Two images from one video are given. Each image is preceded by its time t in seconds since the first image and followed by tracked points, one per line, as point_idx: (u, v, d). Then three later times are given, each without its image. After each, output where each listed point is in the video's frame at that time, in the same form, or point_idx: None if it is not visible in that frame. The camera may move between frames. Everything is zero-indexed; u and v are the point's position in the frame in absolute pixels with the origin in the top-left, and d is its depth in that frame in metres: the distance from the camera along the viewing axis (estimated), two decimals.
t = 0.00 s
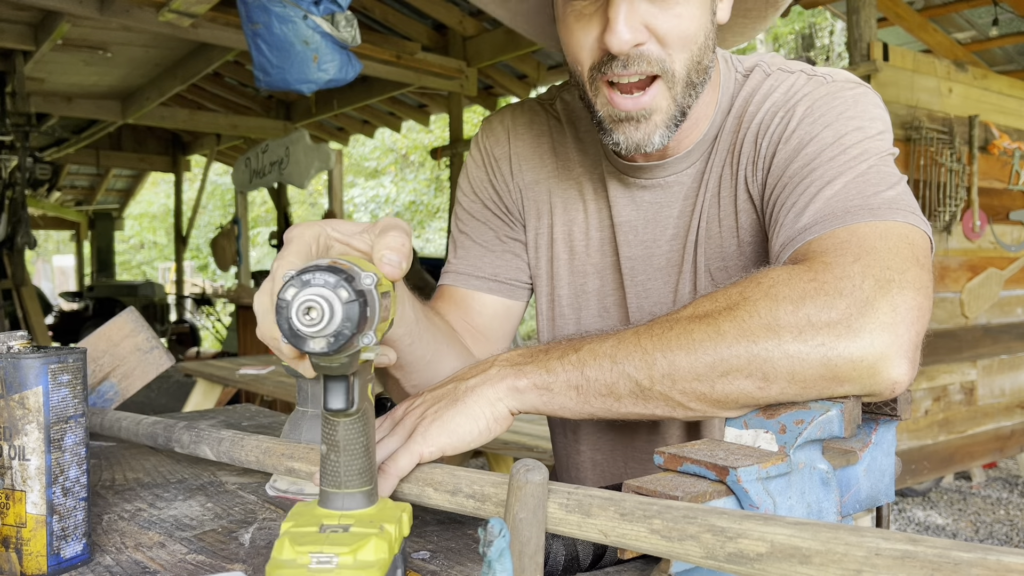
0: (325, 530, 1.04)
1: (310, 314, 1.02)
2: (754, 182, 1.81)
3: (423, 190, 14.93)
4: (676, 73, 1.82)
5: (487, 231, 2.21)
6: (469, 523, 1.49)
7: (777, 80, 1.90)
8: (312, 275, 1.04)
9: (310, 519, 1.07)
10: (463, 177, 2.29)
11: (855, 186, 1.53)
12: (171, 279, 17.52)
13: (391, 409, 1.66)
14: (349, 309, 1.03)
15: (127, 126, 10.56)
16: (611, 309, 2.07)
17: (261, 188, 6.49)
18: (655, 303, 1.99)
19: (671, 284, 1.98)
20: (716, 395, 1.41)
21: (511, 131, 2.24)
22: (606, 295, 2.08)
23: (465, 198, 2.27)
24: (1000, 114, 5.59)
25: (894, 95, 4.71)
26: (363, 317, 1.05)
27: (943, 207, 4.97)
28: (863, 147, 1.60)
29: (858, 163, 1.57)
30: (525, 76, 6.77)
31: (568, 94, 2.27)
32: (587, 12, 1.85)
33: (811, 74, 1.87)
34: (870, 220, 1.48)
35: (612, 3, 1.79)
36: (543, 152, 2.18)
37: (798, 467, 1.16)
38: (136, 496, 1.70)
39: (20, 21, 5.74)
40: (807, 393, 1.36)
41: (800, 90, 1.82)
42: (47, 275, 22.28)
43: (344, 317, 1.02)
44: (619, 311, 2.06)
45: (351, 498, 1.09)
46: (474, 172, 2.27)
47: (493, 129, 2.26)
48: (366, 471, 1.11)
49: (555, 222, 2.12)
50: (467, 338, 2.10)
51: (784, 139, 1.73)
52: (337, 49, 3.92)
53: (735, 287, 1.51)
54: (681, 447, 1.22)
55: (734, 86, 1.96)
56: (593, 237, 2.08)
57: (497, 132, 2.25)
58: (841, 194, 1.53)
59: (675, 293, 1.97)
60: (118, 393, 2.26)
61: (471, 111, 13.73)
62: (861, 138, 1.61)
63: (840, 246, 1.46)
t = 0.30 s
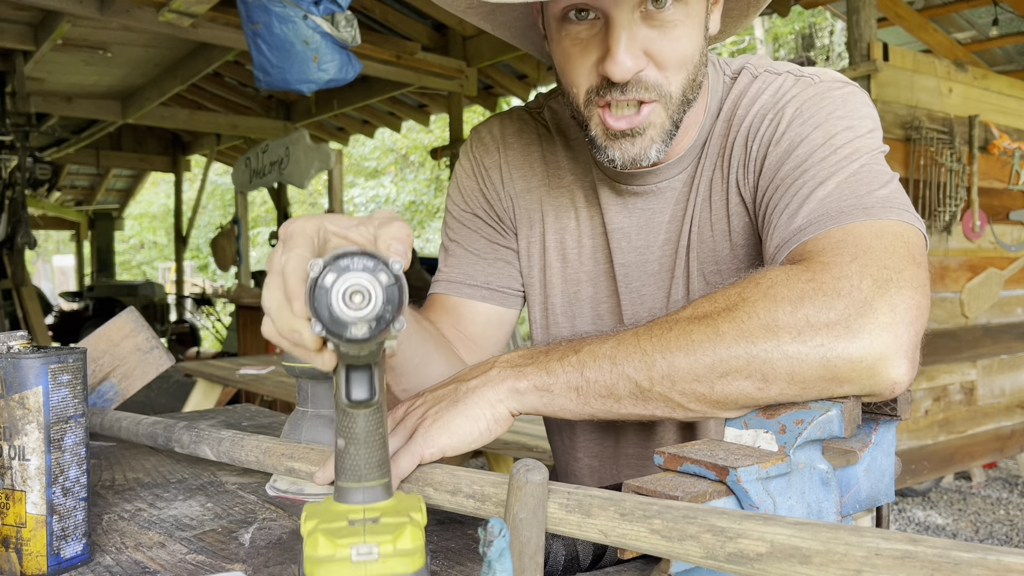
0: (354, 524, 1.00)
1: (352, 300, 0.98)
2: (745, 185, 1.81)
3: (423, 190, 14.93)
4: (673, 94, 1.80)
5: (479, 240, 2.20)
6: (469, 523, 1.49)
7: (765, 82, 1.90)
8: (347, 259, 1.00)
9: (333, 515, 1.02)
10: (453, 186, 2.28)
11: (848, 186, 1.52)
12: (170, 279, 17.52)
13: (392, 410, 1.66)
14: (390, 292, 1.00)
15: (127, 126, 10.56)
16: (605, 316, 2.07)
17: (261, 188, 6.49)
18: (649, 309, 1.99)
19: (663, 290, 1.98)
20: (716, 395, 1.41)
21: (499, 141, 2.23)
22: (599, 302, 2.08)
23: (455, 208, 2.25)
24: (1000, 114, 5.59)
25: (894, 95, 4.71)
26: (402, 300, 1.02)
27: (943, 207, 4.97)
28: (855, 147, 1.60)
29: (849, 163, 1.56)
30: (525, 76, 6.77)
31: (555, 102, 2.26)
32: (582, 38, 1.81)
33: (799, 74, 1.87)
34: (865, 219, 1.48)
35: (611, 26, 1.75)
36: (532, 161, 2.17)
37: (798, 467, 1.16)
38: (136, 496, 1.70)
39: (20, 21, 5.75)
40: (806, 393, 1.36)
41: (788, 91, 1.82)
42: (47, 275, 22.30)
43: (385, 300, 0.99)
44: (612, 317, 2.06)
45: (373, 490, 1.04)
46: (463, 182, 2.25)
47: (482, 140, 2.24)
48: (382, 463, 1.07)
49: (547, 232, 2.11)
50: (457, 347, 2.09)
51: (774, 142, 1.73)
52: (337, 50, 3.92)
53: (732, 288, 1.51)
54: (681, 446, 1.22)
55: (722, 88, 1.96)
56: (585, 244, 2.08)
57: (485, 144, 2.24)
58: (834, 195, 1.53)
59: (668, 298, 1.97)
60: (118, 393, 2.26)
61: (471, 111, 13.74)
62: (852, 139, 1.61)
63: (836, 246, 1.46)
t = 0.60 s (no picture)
0: (328, 543, 1.09)
1: (366, 325, 1.02)
2: (748, 186, 1.81)
3: (423, 190, 14.93)
4: (662, 111, 1.76)
5: (476, 235, 2.18)
6: (469, 524, 1.50)
7: (768, 84, 1.90)
8: (358, 284, 1.03)
9: (304, 537, 1.11)
10: (452, 181, 2.27)
11: (851, 186, 1.52)
12: (170, 279, 17.51)
13: (390, 410, 1.66)
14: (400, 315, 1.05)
15: (127, 126, 10.56)
16: (604, 315, 2.07)
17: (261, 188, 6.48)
18: (650, 308, 1.99)
19: (665, 289, 1.98)
20: (716, 395, 1.41)
21: (500, 139, 2.23)
22: (599, 301, 2.08)
23: (452, 205, 2.24)
24: (1000, 114, 5.59)
25: (894, 95, 4.72)
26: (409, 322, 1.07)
27: (943, 207, 4.97)
28: (858, 148, 1.60)
29: (852, 163, 1.56)
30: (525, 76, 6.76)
31: (557, 100, 2.25)
32: (572, 54, 1.74)
33: (802, 77, 1.87)
34: (867, 220, 1.48)
35: (597, 49, 1.68)
36: (533, 158, 2.17)
37: (798, 467, 1.16)
38: (136, 496, 1.70)
39: (20, 21, 5.75)
40: (806, 393, 1.37)
41: (792, 92, 1.82)
42: (47, 275, 22.30)
43: (396, 324, 1.03)
44: (612, 316, 2.06)
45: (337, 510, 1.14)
46: (463, 178, 2.25)
47: (483, 137, 2.24)
48: (342, 483, 1.16)
49: (546, 231, 2.11)
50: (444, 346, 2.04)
51: (777, 143, 1.73)
52: (337, 50, 3.92)
53: (733, 287, 1.51)
54: (682, 446, 1.22)
55: (725, 89, 1.96)
56: (586, 244, 2.09)
57: (486, 140, 2.24)
58: (836, 195, 1.52)
59: (668, 298, 1.97)
60: (118, 393, 2.26)
61: (471, 111, 13.74)
62: (854, 140, 1.61)
63: (838, 246, 1.46)
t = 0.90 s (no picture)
0: (314, 547, 1.13)
1: (342, 325, 1.08)
2: (751, 185, 1.81)
3: (423, 190, 14.94)
4: (647, 136, 1.75)
5: (479, 232, 2.19)
6: (469, 523, 1.50)
7: (773, 84, 1.88)
8: (336, 285, 1.09)
9: (292, 539, 1.15)
10: (457, 176, 2.27)
11: (854, 188, 1.52)
12: (171, 279, 17.51)
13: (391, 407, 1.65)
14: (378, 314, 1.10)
15: (127, 126, 10.56)
16: (605, 314, 2.07)
17: (261, 188, 6.48)
18: (651, 307, 1.99)
19: (666, 288, 1.98)
20: (716, 394, 1.41)
21: (504, 135, 2.22)
22: (600, 298, 2.08)
23: (456, 202, 2.24)
24: (1000, 114, 5.59)
25: (894, 95, 4.72)
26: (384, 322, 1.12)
27: (943, 207, 4.97)
28: (860, 149, 1.59)
29: (855, 165, 1.56)
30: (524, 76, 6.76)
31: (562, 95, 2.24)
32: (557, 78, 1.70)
33: (807, 77, 1.85)
34: (870, 221, 1.47)
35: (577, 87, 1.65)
36: (536, 155, 2.16)
37: (798, 467, 1.16)
38: (136, 496, 1.70)
39: (20, 21, 5.75)
40: (807, 392, 1.37)
41: (797, 93, 1.81)
42: (46, 275, 22.27)
43: (374, 323, 1.09)
44: (613, 315, 2.06)
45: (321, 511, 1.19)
46: (466, 173, 2.24)
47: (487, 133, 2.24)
48: (327, 485, 1.20)
49: (548, 229, 2.11)
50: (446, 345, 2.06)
51: (780, 144, 1.72)
52: (337, 49, 3.92)
53: (735, 286, 1.50)
54: (681, 447, 1.22)
55: (730, 88, 1.95)
56: (588, 242, 2.09)
57: (490, 137, 2.24)
58: (839, 196, 1.52)
59: (670, 297, 1.97)
60: (118, 393, 2.26)
61: (471, 110, 13.75)
62: (857, 141, 1.61)
63: (840, 246, 1.45)
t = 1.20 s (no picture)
0: (315, 547, 1.13)
1: (347, 324, 1.08)
2: (745, 187, 1.80)
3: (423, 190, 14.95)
4: (650, 138, 1.76)
5: (479, 244, 2.20)
6: (469, 523, 1.49)
7: (765, 85, 1.88)
8: (339, 286, 1.09)
9: (292, 540, 1.15)
10: (455, 194, 2.27)
11: (849, 187, 1.52)
12: (171, 279, 17.52)
13: (390, 409, 1.65)
14: (381, 314, 1.11)
15: (127, 126, 10.56)
16: (602, 320, 2.08)
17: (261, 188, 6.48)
18: (647, 311, 2.00)
19: (661, 291, 1.99)
20: (716, 396, 1.41)
21: (496, 148, 2.22)
22: (597, 305, 2.09)
23: (456, 216, 2.25)
24: (1000, 114, 5.59)
25: (894, 95, 4.72)
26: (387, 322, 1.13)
27: (943, 207, 4.96)
28: (854, 149, 1.59)
29: (850, 164, 1.56)
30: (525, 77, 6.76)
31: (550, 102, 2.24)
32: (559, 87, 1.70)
33: (799, 78, 1.85)
34: (865, 220, 1.47)
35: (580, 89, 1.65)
36: (529, 166, 2.16)
37: (798, 467, 1.16)
38: (136, 496, 1.70)
39: (20, 21, 5.75)
40: (807, 393, 1.37)
41: (789, 93, 1.81)
42: (46, 275, 22.28)
43: (379, 324, 1.10)
44: (610, 321, 2.07)
45: (322, 511, 1.19)
46: (462, 184, 2.25)
47: (478, 146, 2.24)
48: (329, 485, 1.20)
49: (544, 240, 2.11)
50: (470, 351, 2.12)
51: (773, 145, 1.72)
52: (337, 50, 3.92)
53: (732, 287, 1.51)
54: (681, 447, 1.22)
55: (722, 90, 1.95)
56: (583, 249, 2.09)
57: (484, 149, 2.23)
58: (834, 196, 1.52)
59: (664, 300, 1.98)
60: (118, 393, 2.26)
61: (470, 110, 13.74)
62: (850, 141, 1.60)
63: (836, 246, 1.45)
